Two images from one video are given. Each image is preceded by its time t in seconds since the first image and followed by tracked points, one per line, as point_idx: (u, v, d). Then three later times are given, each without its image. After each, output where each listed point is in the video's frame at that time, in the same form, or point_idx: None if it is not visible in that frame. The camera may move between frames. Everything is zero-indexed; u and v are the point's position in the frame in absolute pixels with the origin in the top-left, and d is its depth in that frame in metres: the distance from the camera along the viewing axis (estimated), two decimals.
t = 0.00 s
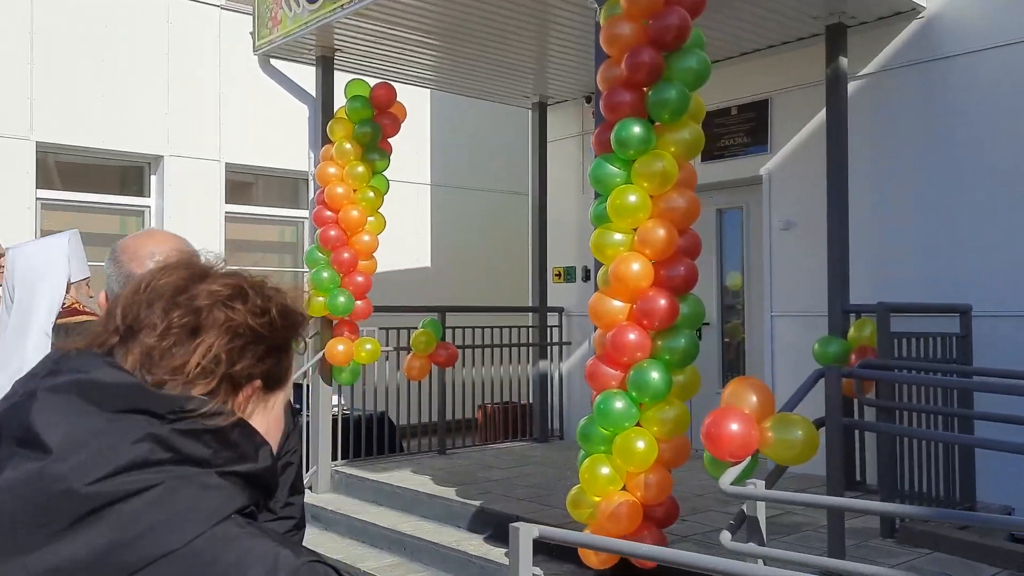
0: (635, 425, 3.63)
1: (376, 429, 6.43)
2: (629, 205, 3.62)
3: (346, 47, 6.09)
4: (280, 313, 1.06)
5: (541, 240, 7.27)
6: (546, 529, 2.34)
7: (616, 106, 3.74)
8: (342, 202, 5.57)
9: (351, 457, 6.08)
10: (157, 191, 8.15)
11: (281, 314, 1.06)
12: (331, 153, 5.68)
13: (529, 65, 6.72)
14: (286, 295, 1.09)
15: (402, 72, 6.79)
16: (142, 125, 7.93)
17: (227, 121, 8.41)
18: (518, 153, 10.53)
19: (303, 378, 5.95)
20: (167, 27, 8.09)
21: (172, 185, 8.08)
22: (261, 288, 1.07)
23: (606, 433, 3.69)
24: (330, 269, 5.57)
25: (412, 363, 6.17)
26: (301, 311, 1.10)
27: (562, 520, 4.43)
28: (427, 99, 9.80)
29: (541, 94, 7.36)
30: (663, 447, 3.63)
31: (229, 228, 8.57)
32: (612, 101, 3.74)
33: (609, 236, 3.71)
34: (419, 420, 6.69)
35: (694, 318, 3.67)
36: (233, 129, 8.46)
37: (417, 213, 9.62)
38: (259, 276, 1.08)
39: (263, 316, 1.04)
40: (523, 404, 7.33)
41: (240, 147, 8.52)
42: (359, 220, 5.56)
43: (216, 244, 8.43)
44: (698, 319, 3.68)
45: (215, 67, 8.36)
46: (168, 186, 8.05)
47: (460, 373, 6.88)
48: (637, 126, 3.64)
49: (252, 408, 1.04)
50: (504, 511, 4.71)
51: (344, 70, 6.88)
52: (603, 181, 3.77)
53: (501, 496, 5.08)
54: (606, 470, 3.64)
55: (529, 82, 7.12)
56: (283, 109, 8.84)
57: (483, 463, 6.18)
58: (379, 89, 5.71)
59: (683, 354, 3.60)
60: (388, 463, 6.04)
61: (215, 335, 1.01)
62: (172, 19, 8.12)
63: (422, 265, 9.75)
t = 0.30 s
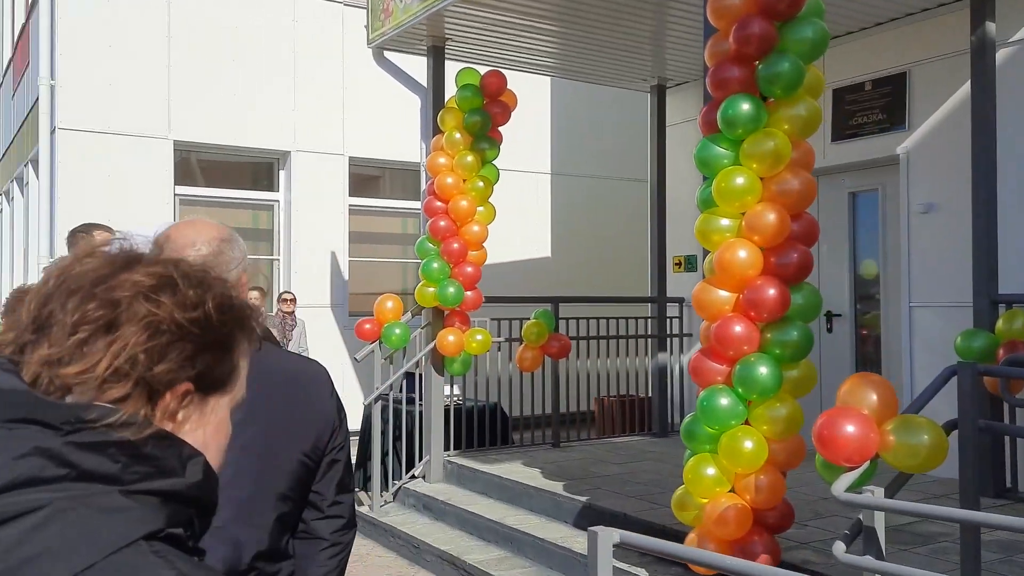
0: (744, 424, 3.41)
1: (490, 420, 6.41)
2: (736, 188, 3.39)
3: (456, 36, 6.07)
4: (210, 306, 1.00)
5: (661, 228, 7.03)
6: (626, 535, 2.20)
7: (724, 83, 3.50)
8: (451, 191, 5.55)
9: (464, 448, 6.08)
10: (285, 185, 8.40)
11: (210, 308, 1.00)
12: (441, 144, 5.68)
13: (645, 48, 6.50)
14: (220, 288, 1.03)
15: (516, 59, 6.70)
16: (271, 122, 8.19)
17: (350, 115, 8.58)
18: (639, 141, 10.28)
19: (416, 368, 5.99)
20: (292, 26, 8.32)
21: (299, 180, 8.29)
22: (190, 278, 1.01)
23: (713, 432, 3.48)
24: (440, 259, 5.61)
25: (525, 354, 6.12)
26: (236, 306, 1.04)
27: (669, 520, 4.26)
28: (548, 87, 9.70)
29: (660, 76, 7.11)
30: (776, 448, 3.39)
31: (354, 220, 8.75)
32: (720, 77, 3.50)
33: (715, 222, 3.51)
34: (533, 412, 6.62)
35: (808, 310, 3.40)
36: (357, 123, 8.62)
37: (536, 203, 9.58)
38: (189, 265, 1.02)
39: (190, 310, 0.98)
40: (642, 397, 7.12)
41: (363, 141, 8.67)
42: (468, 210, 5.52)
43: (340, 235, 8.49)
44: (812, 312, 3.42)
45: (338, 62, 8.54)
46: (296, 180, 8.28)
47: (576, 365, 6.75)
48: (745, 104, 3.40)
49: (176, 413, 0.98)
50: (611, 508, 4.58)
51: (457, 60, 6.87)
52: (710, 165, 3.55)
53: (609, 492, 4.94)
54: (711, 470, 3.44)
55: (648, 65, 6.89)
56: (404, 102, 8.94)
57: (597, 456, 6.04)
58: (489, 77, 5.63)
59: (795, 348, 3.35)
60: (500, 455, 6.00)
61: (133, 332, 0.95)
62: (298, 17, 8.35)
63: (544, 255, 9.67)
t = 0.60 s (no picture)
0: (900, 430, 3.09)
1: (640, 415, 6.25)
2: (891, 169, 3.07)
3: (602, 21, 5.92)
4: (144, 314, 1.00)
5: (826, 215, 6.56)
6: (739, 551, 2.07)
7: (878, 54, 3.18)
8: (595, 180, 5.47)
9: (611, 443, 5.96)
10: (441, 178, 8.55)
11: (143, 316, 1.00)
12: (585, 132, 5.59)
13: (806, 23, 6.07)
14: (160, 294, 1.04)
15: (668, 43, 6.45)
16: (427, 117, 8.34)
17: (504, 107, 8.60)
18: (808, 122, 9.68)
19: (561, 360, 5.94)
20: (449, 21, 8.42)
21: (454, 173, 8.41)
22: (120, 283, 1.00)
23: (865, 437, 3.18)
24: (582, 250, 5.54)
25: (673, 349, 5.92)
26: (172, 311, 1.04)
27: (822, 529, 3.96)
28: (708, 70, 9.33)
29: (825, 52, 6.63)
30: (938, 458, 3.04)
31: (509, 211, 8.78)
32: (873, 48, 3.19)
33: (868, 208, 3.20)
34: (685, 407, 6.39)
35: (976, 304, 3.03)
36: (511, 114, 8.64)
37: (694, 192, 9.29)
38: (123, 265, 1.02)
39: (118, 317, 0.97)
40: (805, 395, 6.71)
41: (517, 132, 8.67)
42: (612, 199, 5.40)
43: (494, 226, 8.55)
44: (981, 307, 3.04)
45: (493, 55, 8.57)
46: (452, 173, 8.41)
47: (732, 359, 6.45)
48: (903, 75, 3.06)
49: (105, 426, 0.97)
50: (759, 512, 4.33)
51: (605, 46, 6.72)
52: (863, 144, 3.24)
53: (759, 495, 4.67)
54: (863, 479, 3.14)
55: (811, 41, 6.44)
56: (559, 91, 8.85)
57: (751, 456, 5.74)
58: (634, 61, 5.47)
59: (960, 347, 2.99)
60: (648, 452, 5.83)
61: (53, 341, 0.93)
62: (454, 12, 8.44)
63: (703, 245, 9.33)
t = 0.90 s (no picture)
0: (1008, 433, 2.84)
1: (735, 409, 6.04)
2: (999, 150, 2.81)
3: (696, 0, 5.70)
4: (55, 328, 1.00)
5: (940, 198, 6.15)
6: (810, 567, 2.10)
7: (988, 25, 2.91)
8: (687, 165, 5.28)
9: (704, 437, 5.79)
10: (535, 165, 8.49)
11: (43, 324, 0.99)
12: (678, 116, 5.42)
13: None
14: (79, 304, 1.04)
15: (768, 20, 6.17)
16: (521, 103, 8.28)
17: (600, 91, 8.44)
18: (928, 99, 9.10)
19: (652, 351, 5.81)
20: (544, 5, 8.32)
21: (549, 160, 8.34)
22: (23, 294, 0.99)
23: (968, 440, 2.94)
24: (674, 238, 5.37)
25: (773, 339, 5.66)
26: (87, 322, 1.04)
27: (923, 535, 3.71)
28: (816, 47, 8.91)
29: (942, 23, 6.18)
30: None
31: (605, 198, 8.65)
32: (982, 18, 2.92)
33: (973, 192, 2.94)
34: (784, 401, 6.14)
35: None
36: (608, 99, 8.47)
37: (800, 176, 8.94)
38: (36, 267, 1.03)
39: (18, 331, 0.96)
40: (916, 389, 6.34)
41: (614, 117, 8.50)
42: (705, 184, 5.20)
43: (590, 214, 8.43)
44: None
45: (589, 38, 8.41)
46: (546, 160, 8.33)
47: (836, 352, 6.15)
48: (1014, 46, 2.79)
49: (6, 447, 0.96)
50: (855, 515, 4.11)
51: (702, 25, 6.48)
52: (969, 123, 2.98)
53: (858, 497, 4.42)
54: (966, 486, 2.91)
55: (925, 12, 6.01)
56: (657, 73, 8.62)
57: (854, 454, 5.46)
58: (729, 40, 5.23)
59: None
60: (742, 447, 5.63)
61: None
62: None
63: (810, 231, 8.95)
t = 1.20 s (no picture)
0: None
1: (776, 398, 5.87)
2: None
3: None
4: None
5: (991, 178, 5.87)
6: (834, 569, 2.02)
7: None
8: (722, 148, 5.10)
9: (743, 428, 5.63)
10: (571, 151, 8.36)
11: None
12: (712, 97, 5.24)
13: None
14: None
15: None
16: (556, 88, 8.14)
17: (637, 75, 8.26)
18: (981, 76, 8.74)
19: (688, 339, 5.65)
20: None
21: (584, 146, 8.20)
22: None
23: (1013, 434, 2.76)
24: (709, 223, 5.19)
25: (814, 328, 5.49)
26: None
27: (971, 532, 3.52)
28: (862, 25, 8.60)
29: None
30: None
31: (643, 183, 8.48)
32: None
33: (1020, 169, 2.75)
34: (827, 390, 5.94)
35: None
36: (645, 82, 8.29)
37: (845, 158, 8.65)
38: None
39: None
40: (967, 378, 6.09)
41: (651, 101, 8.32)
42: (741, 168, 5.02)
43: (627, 200, 8.27)
44: None
45: (625, 20, 8.23)
46: (582, 146, 8.19)
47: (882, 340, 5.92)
48: None
49: None
50: (898, 510, 3.93)
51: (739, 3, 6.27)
52: (1014, 97, 2.79)
53: (903, 491, 4.24)
54: (1011, 482, 2.73)
55: None
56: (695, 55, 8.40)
57: (900, 446, 5.25)
58: (765, 17, 5.04)
59: None
60: (782, 438, 5.46)
61: None
62: None
63: (857, 215, 8.68)
